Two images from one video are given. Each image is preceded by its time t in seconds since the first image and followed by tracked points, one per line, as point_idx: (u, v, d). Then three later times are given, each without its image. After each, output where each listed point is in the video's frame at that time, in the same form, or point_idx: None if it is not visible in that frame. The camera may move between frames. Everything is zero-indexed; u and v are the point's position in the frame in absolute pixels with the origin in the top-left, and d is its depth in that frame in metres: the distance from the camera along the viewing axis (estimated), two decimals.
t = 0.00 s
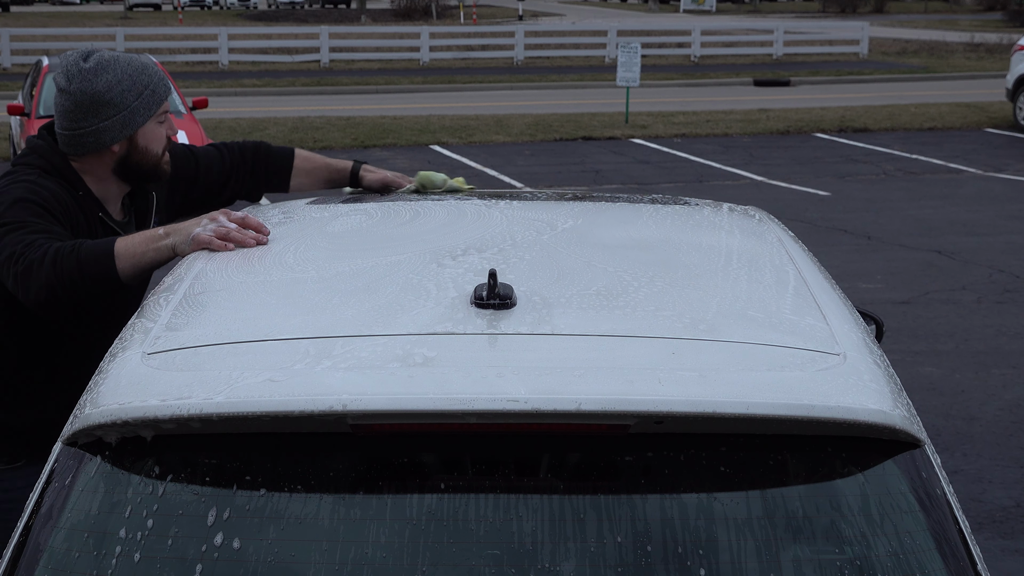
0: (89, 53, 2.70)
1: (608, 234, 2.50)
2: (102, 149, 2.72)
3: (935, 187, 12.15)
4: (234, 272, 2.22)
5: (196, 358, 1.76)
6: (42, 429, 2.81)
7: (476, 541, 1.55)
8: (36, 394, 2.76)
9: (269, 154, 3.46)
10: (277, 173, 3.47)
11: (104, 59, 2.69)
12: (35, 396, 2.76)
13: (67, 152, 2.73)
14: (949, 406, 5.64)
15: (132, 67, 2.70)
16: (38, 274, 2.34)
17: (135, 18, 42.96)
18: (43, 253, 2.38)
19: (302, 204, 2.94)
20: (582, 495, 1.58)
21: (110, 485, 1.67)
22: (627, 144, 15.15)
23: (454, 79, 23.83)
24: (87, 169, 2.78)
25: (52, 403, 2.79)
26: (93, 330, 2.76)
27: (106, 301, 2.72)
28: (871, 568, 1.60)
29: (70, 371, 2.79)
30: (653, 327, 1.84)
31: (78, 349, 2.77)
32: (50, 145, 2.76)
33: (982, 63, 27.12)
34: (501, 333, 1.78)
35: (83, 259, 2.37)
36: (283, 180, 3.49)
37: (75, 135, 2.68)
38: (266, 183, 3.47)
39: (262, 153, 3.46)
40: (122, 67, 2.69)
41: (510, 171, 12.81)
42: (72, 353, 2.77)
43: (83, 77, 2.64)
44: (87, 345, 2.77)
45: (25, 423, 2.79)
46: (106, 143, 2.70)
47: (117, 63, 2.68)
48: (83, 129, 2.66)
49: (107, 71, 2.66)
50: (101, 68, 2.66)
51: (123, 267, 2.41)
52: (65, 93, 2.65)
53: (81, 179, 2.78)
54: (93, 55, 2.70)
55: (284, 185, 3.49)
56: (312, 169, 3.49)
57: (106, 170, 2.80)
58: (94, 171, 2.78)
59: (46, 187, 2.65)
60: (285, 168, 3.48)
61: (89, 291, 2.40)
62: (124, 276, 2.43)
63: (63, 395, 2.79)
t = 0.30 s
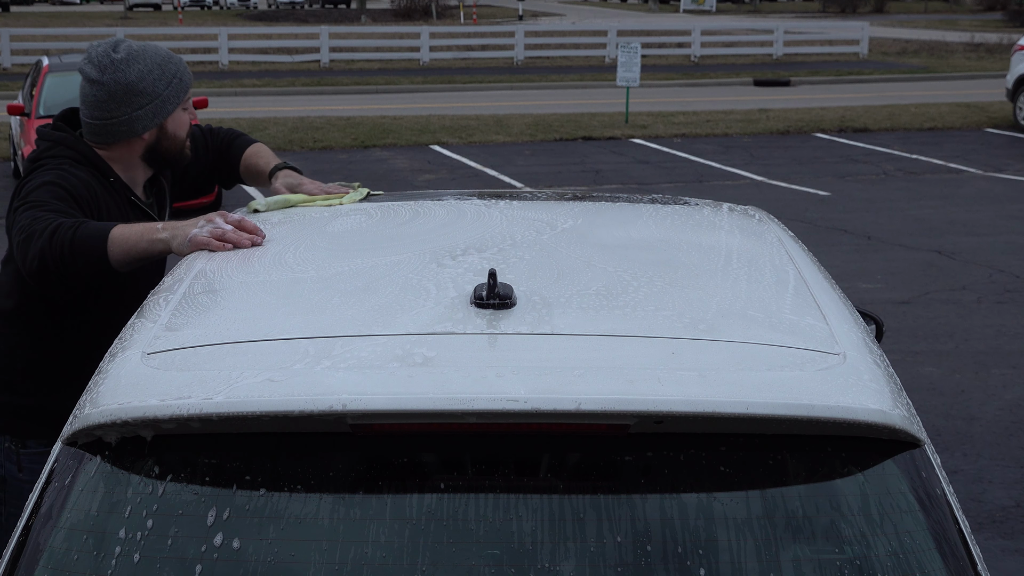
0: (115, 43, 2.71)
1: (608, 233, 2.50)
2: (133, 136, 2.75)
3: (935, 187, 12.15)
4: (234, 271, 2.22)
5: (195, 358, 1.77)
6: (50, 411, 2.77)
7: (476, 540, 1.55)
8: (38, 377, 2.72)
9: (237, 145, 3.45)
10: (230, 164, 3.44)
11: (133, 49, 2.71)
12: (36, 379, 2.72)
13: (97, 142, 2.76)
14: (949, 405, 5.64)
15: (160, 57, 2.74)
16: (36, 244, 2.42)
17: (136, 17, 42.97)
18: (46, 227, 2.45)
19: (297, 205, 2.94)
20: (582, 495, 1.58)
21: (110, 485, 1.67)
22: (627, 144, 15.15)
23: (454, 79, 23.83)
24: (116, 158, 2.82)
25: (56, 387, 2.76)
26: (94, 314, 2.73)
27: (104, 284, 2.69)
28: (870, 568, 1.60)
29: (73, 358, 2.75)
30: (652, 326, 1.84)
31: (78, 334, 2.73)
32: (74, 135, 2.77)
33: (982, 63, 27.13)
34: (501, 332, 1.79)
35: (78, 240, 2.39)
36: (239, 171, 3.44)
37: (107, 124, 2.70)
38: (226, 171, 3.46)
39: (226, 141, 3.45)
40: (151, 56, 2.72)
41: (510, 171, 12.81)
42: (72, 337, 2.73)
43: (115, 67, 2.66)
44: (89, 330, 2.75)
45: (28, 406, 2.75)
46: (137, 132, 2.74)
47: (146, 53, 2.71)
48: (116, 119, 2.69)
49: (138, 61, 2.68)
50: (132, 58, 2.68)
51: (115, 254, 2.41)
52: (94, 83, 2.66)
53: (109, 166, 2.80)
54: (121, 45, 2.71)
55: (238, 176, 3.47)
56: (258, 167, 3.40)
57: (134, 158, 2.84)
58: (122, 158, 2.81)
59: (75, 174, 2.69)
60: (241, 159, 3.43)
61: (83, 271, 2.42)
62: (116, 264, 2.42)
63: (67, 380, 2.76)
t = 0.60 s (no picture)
0: (123, 62, 2.75)
1: (608, 234, 2.50)
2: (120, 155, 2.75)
3: (935, 187, 12.15)
4: (235, 272, 2.22)
5: (196, 358, 1.77)
6: (37, 402, 2.77)
7: (476, 541, 1.55)
8: (29, 365, 2.72)
9: (315, 138, 3.55)
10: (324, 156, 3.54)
11: (132, 70, 2.72)
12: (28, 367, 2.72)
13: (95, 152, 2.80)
14: (949, 405, 5.64)
15: (156, 82, 2.71)
16: (49, 251, 2.43)
17: (135, 17, 42.98)
18: (59, 231, 2.46)
19: (301, 205, 2.94)
20: (582, 495, 1.58)
21: (110, 486, 1.67)
22: (627, 144, 15.16)
23: (454, 79, 23.84)
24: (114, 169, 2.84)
25: (48, 377, 2.75)
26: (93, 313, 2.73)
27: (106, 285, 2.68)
28: (870, 568, 1.60)
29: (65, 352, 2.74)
30: (652, 327, 1.84)
31: (81, 330, 2.73)
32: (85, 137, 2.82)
33: (982, 63, 27.12)
34: (501, 332, 1.79)
35: (88, 247, 2.40)
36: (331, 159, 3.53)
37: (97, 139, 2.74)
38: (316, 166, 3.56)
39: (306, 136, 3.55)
40: (147, 80, 2.71)
41: (510, 171, 12.82)
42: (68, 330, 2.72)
43: (108, 86, 2.70)
44: (87, 327, 2.74)
45: (17, 392, 2.75)
46: (121, 152, 2.73)
47: (142, 76, 2.71)
48: (102, 136, 2.72)
49: (129, 83, 2.69)
50: (126, 79, 2.70)
51: (121, 260, 2.40)
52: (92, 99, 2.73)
53: (110, 170, 2.82)
54: (126, 65, 2.75)
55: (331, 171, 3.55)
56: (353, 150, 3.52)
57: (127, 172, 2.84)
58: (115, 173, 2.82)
59: (76, 176, 2.71)
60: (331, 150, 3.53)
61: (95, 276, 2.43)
62: (123, 268, 2.42)
63: (59, 372, 2.76)
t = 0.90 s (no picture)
0: (90, 42, 2.75)
1: (607, 233, 2.50)
2: (110, 130, 2.75)
3: (935, 187, 12.15)
4: (234, 272, 2.22)
5: (196, 358, 1.76)
6: (37, 407, 2.77)
7: (476, 541, 1.55)
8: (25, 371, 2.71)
9: (255, 152, 3.33)
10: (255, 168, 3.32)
11: (106, 44, 2.74)
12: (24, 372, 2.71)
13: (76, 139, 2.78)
14: (949, 406, 5.64)
15: (135, 51, 2.76)
16: (42, 242, 2.40)
17: (136, 18, 42.98)
18: (53, 223, 2.44)
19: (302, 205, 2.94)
20: (583, 495, 1.58)
21: (110, 485, 1.67)
22: (627, 144, 15.15)
23: (454, 79, 23.83)
24: (98, 153, 2.82)
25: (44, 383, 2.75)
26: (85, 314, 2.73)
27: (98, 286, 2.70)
28: (871, 568, 1.60)
29: (60, 357, 2.74)
30: (652, 327, 1.84)
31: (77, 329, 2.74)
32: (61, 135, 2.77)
33: (982, 63, 27.12)
34: (501, 333, 1.78)
35: (82, 239, 2.39)
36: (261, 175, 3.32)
37: (85, 118, 2.71)
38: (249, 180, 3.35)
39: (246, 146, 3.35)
40: (124, 50, 2.74)
41: (510, 171, 12.81)
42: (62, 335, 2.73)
43: (90, 60, 2.68)
44: (84, 327, 2.75)
45: (14, 399, 2.75)
46: (115, 125, 2.74)
47: (120, 47, 2.74)
48: (92, 112, 2.70)
49: (112, 54, 2.71)
50: (106, 51, 2.71)
51: (116, 256, 2.40)
52: (71, 79, 2.69)
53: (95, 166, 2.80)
54: (97, 43, 2.75)
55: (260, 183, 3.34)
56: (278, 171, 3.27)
57: (115, 152, 2.83)
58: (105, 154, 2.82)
59: (67, 175, 2.70)
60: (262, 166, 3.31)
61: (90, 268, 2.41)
62: (117, 264, 2.42)
63: (54, 377, 2.75)
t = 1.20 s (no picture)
0: (87, 32, 2.72)
1: (607, 233, 2.50)
2: (114, 119, 2.76)
3: (935, 187, 12.15)
4: (233, 272, 2.22)
5: (196, 358, 1.77)
6: (41, 408, 2.77)
7: (476, 540, 1.55)
8: (26, 372, 2.71)
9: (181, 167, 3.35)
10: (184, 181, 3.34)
11: (108, 35, 2.72)
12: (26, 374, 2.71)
13: (79, 131, 2.76)
14: (949, 406, 5.64)
15: (136, 43, 2.75)
16: (32, 236, 2.41)
17: (136, 18, 42.97)
18: (39, 218, 2.45)
19: (299, 204, 2.94)
20: (583, 495, 1.58)
21: (110, 485, 1.67)
22: (627, 144, 15.15)
23: (454, 79, 23.83)
24: (100, 145, 2.82)
25: (46, 384, 2.75)
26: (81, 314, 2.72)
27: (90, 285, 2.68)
28: (870, 568, 1.60)
29: (59, 358, 2.73)
30: (652, 327, 1.84)
31: (78, 326, 2.73)
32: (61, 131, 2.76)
33: (982, 63, 27.12)
34: (501, 333, 1.78)
35: (74, 230, 2.40)
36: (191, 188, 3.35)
37: (89, 108, 2.71)
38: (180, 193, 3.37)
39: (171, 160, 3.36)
40: (126, 41, 2.73)
41: (510, 171, 12.81)
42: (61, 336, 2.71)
43: (95, 51, 2.66)
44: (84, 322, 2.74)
45: (18, 402, 2.75)
46: (118, 114, 2.74)
47: (122, 37, 2.73)
48: (97, 102, 2.70)
49: (115, 45, 2.70)
50: (109, 42, 2.70)
51: (111, 245, 2.43)
52: (74, 70, 2.66)
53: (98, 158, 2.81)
54: (95, 33, 2.73)
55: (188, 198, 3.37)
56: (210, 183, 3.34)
57: (117, 142, 2.83)
58: (107, 144, 2.82)
59: (68, 171, 2.70)
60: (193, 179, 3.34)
61: (80, 260, 2.42)
62: (113, 253, 2.45)
63: (55, 378, 2.74)
